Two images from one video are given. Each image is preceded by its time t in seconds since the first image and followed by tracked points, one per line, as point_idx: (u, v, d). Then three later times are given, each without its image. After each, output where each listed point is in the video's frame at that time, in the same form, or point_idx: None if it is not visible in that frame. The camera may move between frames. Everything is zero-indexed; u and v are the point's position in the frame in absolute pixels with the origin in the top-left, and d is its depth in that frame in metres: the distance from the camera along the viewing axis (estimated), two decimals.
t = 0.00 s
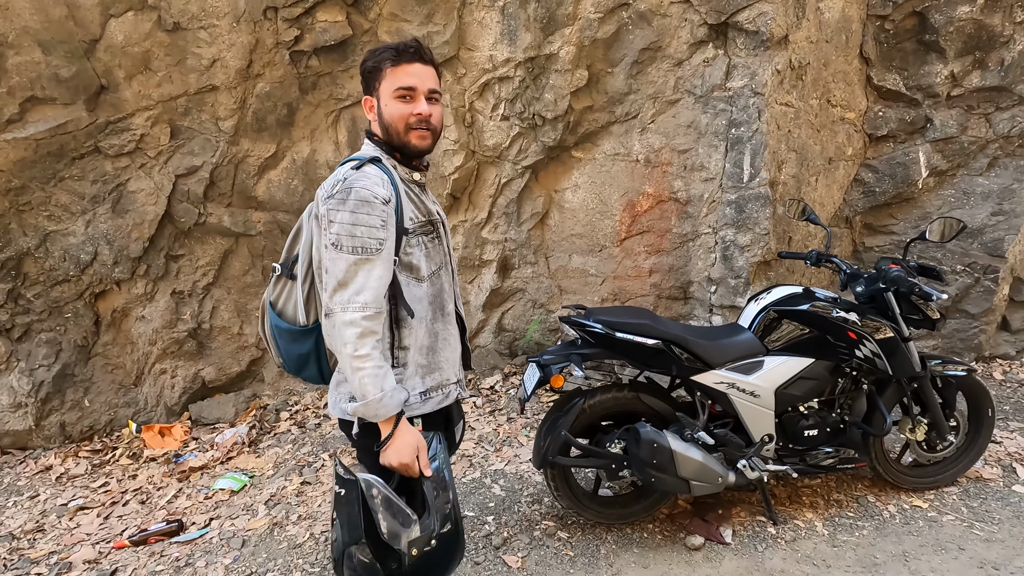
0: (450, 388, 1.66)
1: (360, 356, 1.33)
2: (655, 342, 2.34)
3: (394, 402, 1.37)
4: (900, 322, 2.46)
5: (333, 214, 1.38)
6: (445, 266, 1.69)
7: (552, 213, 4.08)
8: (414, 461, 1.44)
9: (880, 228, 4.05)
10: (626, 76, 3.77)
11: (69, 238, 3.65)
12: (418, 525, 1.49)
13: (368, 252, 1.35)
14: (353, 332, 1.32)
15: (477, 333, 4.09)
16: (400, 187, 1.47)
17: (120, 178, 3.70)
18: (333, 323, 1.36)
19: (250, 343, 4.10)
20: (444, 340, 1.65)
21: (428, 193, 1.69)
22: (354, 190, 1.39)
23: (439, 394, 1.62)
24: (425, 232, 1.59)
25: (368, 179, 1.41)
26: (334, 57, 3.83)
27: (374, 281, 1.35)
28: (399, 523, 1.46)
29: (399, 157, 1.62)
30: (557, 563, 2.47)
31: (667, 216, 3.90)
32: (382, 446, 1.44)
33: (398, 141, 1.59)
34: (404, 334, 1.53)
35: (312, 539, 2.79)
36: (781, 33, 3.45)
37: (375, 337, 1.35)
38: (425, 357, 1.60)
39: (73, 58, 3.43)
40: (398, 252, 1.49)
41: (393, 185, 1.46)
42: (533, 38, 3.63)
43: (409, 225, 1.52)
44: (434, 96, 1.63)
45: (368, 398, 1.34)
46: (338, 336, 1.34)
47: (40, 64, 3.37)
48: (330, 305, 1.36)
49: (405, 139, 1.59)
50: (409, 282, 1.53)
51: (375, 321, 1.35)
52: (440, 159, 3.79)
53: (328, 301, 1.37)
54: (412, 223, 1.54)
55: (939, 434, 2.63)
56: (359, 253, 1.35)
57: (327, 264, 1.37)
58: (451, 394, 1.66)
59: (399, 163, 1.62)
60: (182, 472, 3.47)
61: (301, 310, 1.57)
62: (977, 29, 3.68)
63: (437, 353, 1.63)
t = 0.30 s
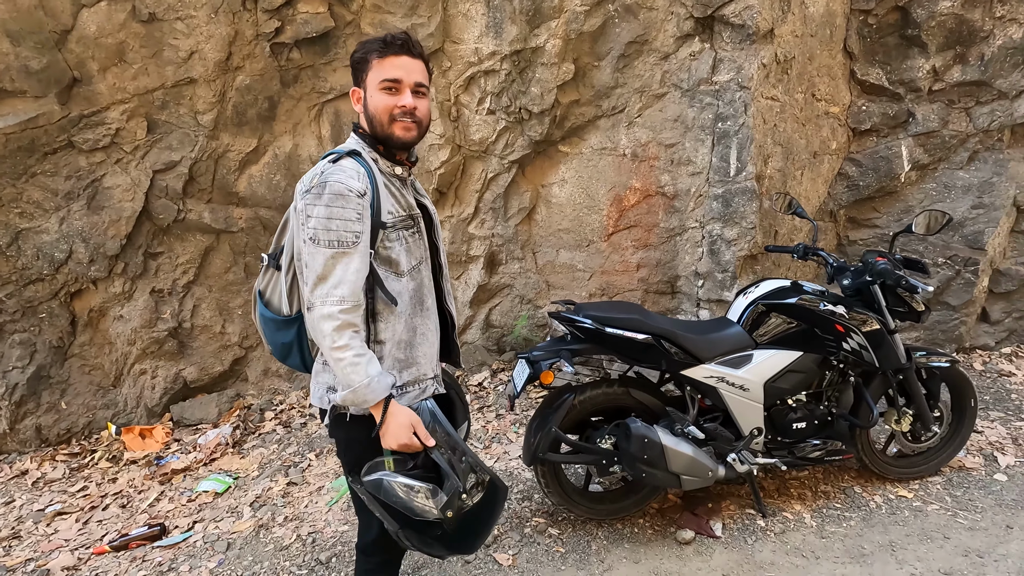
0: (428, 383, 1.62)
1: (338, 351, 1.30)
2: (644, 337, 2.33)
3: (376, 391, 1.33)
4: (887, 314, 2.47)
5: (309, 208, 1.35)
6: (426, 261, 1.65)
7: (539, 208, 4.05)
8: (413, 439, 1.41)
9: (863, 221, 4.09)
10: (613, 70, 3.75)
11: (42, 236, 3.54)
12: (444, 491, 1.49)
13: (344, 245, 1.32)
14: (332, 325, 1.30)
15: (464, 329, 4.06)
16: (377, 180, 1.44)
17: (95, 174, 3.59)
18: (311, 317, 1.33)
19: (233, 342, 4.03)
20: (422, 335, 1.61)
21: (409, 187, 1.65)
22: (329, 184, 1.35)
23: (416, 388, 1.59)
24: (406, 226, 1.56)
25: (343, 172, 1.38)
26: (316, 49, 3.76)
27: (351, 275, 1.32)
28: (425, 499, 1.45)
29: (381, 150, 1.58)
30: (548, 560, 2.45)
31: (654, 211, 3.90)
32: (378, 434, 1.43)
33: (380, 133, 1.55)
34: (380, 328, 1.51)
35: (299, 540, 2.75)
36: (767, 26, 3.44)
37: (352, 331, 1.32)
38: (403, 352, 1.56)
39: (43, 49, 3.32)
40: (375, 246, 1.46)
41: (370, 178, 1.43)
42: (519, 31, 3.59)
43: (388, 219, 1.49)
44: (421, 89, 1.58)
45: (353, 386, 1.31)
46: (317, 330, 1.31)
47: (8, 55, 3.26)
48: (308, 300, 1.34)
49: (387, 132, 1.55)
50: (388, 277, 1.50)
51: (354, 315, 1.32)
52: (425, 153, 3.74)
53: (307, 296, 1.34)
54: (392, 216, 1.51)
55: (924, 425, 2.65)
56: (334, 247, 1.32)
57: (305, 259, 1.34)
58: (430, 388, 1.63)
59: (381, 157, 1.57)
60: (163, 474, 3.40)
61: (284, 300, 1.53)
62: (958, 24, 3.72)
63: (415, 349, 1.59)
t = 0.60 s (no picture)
0: (436, 381, 1.59)
1: (349, 350, 1.27)
2: (651, 333, 2.29)
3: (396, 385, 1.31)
4: (895, 309, 2.44)
5: (312, 204, 1.31)
6: (432, 255, 1.61)
7: (541, 202, 4.01)
8: (427, 439, 1.39)
9: (868, 216, 4.06)
10: (616, 63, 3.71)
11: (38, 232, 3.49)
12: (457, 495, 1.47)
13: (350, 241, 1.28)
14: (343, 325, 1.26)
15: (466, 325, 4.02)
16: (381, 173, 1.40)
17: (91, 169, 3.54)
18: (320, 317, 1.29)
19: (232, 339, 3.99)
20: (430, 332, 1.58)
21: (413, 180, 1.61)
22: (332, 179, 1.31)
23: (426, 386, 1.56)
24: (410, 220, 1.52)
25: (346, 166, 1.34)
26: (315, 42, 3.71)
27: (359, 272, 1.27)
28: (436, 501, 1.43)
29: (385, 142, 1.53)
30: (554, 558, 2.43)
31: (657, 205, 3.86)
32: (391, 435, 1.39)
33: (385, 124, 1.50)
34: (386, 326, 1.48)
35: (301, 539, 2.72)
36: (772, 18, 3.40)
37: (362, 329, 1.28)
38: (410, 350, 1.53)
39: (37, 42, 3.26)
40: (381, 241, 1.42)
41: (373, 171, 1.38)
42: (521, 23, 3.54)
43: (393, 213, 1.45)
44: (428, 79, 1.54)
45: (367, 387, 1.28)
46: (327, 329, 1.27)
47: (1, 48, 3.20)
48: (316, 300, 1.30)
49: (393, 122, 1.50)
50: (393, 273, 1.47)
51: (364, 313, 1.28)
52: (426, 148, 3.70)
53: (315, 295, 1.30)
54: (397, 211, 1.47)
55: (932, 421, 2.62)
56: (341, 243, 1.27)
57: (310, 257, 1.29)
58: (438, 387, 1.60)
59: (385, 149, 1.53)
60: (163, 473, 3.36)
61: (286, 300, 1.50)
62: (965, 16, 3.68)
63: (423, 346, 1.56)
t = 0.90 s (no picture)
0: (451, 386, 1.55)
1: (358, 360, 1.21)
2: (664, 332, 2.24)
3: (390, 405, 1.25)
4: (916, 309, 2.37)
5: (318, 206, 1.25)
6: (442, 254, 1.55)
7: (551, 199, 3.96)
8: (411, 473, 1.34)
9: (884, 212, 3.97)
10: (627, 57, 3.65)
11: (46, 229, 3.48)
12: (427, 542, 1.38)
13: (359, 244, 1.22)
14: (353, 332, 1.21)
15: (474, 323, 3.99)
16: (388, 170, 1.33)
17: (98, 165, 3.53)
18: (329, 324, 1.24)
19: (239, 337, 3.97)
20: (443, 334, 1.53)
21: (420, 176, 1.56)
22: (337, 178, 1.25)
23: (440, 392, 1.52)
24: (421, 219, 1.46)
25: (352, 164, 1.27)
26: (322, 37, 3.68)
27: (367, 276, 1.21)
28: (407, 545, 1.36)
29: (395, 136, 1.49)
30: (563, 561, 2.38)
31: (668, 202, 3.80)
32: (375, 462, 1.34)
33: (414, 115, 1.48)
34: (398, 330, 1.42)
35: (307, 539, 2.69)
36: (788, 9, 3.33)
37: (373, 337, 1.23)
38: (423, 353, 1.48)
39: (44, 37, 3.25)
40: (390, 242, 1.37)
41: (381, 169, 1.32)
42: (531, 16, 3.49)
43: (403, 212, 1.39)
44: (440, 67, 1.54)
45: (365, 403, 1.23)
46: (337, 337, 1.22)
47: (9, 44, 3.19)
48: (325, 306, 1.24)
49: (422, 113, 1.48)
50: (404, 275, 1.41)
51: (374, 319, 1.23)
52: (434, 143, 3.67)
53: (323, 300, 1.24)
54: (406, 209, 1.41)
55: (952, 423, 2.55)
56: (349, 246, 1.21)
57: (317, 261, 1.24)
58: (453, 392, 1.56)
59: (393, 145, 1.48)
60: (171, 470, 3.35)
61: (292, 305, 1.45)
62: (987, 6, 3.59)
63: (436, 349, 1.51)
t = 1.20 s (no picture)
0: (442, 401, 1.46)
1: (327, 380, 1.15)
2: (664, 338, 2.17)
3: (349, 434, 1.17)
4: (926, 313, 2.28)
5: (290, 212, 1.18)
6: (431, 261, 1.47)
7: (551, 198, 3.89)
8: (359, 514, 1.24)
9: (893, 213, 3.87)
10: (629, 53, 3.57)
11: (39, 229, 3.44)
12: None
13: (332, 256, 1.15)
14: (323, 350, 1.14)
15: (473, 324, 3.93)
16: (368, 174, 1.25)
17: (92, 165, 3.49)
18: (300, 339, 1.18)
19: (235, 338, 3.93)
20: (433, 347, 1.44)
21: (405, 178, 1.48)
22: (310, 183, 1.17)
23: (430, 408, 1.43)
24: (407, 224, 1.37)
25: (327, 168, 1.19)
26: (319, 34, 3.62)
27: (340, 291, 1.14)
28: None
29: (375, 136, 1.42)
30: (559, 572, 2.31)
31: (671, 201, 3.72)
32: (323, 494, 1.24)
33: (398, 113, 1.41)
34: (383, 344, 1.33)
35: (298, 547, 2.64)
36: (794, 4, 3.24)
37: (345, 355, 1.16)
38: (412, 368, 1.39)
39: (37, 35, 3.20)
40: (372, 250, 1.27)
41: (359, 173, 1.24)
42: (530, 13, 3.42)
43: (386, 217, 1.30)
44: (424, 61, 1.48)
45: (323, 427, 1.15)
46: (307, 354, 1.16)
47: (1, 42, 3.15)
48: (298, 320, 1.18)
49: (407, 111, 1.41)
50: (389, 285, 1.32)
51: (347, 336, 1.16)
52: (432, 142, 3.61)
53: (293, 313, 1.18)
54: (390, 214, 1.32)
55: (964, 432, 2.46)
56: (321, 258, 1.14)
57: (289, 272, 1.17)
58: (444, 408, 1.47)
59: (374, 145, 1.42)
60: (164, 474, 3.31)
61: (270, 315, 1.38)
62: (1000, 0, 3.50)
63: (426, 363, 1.42)
